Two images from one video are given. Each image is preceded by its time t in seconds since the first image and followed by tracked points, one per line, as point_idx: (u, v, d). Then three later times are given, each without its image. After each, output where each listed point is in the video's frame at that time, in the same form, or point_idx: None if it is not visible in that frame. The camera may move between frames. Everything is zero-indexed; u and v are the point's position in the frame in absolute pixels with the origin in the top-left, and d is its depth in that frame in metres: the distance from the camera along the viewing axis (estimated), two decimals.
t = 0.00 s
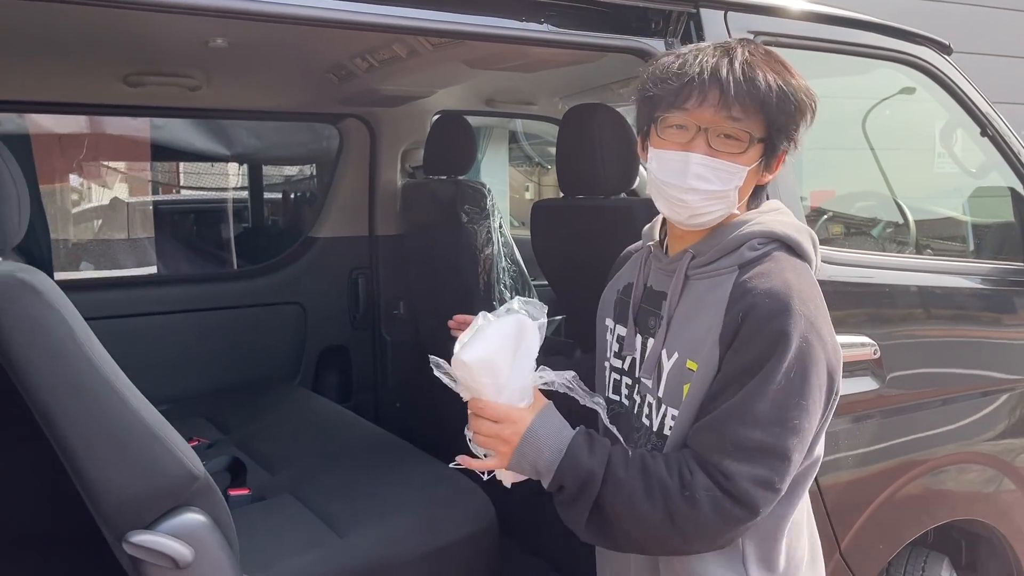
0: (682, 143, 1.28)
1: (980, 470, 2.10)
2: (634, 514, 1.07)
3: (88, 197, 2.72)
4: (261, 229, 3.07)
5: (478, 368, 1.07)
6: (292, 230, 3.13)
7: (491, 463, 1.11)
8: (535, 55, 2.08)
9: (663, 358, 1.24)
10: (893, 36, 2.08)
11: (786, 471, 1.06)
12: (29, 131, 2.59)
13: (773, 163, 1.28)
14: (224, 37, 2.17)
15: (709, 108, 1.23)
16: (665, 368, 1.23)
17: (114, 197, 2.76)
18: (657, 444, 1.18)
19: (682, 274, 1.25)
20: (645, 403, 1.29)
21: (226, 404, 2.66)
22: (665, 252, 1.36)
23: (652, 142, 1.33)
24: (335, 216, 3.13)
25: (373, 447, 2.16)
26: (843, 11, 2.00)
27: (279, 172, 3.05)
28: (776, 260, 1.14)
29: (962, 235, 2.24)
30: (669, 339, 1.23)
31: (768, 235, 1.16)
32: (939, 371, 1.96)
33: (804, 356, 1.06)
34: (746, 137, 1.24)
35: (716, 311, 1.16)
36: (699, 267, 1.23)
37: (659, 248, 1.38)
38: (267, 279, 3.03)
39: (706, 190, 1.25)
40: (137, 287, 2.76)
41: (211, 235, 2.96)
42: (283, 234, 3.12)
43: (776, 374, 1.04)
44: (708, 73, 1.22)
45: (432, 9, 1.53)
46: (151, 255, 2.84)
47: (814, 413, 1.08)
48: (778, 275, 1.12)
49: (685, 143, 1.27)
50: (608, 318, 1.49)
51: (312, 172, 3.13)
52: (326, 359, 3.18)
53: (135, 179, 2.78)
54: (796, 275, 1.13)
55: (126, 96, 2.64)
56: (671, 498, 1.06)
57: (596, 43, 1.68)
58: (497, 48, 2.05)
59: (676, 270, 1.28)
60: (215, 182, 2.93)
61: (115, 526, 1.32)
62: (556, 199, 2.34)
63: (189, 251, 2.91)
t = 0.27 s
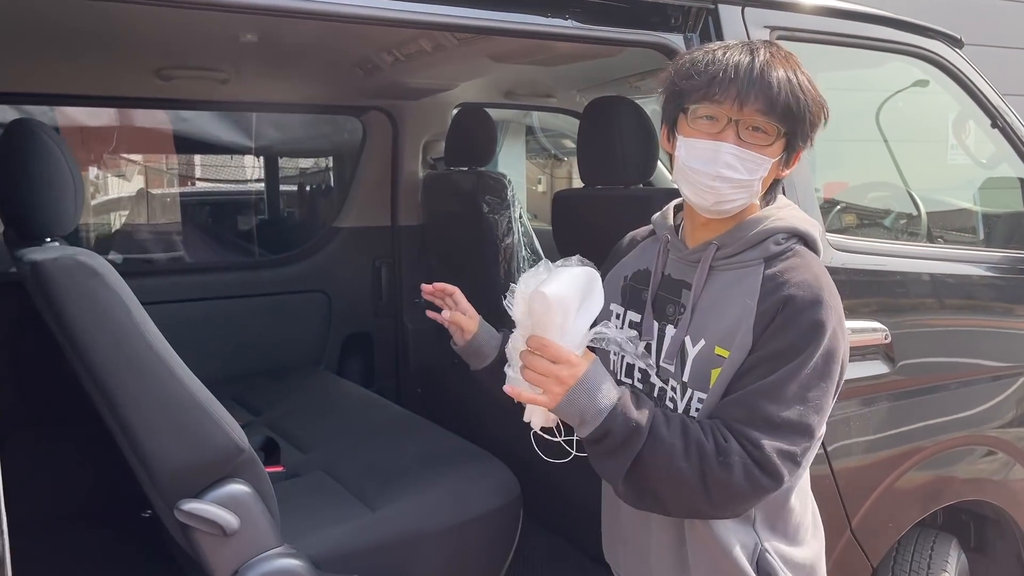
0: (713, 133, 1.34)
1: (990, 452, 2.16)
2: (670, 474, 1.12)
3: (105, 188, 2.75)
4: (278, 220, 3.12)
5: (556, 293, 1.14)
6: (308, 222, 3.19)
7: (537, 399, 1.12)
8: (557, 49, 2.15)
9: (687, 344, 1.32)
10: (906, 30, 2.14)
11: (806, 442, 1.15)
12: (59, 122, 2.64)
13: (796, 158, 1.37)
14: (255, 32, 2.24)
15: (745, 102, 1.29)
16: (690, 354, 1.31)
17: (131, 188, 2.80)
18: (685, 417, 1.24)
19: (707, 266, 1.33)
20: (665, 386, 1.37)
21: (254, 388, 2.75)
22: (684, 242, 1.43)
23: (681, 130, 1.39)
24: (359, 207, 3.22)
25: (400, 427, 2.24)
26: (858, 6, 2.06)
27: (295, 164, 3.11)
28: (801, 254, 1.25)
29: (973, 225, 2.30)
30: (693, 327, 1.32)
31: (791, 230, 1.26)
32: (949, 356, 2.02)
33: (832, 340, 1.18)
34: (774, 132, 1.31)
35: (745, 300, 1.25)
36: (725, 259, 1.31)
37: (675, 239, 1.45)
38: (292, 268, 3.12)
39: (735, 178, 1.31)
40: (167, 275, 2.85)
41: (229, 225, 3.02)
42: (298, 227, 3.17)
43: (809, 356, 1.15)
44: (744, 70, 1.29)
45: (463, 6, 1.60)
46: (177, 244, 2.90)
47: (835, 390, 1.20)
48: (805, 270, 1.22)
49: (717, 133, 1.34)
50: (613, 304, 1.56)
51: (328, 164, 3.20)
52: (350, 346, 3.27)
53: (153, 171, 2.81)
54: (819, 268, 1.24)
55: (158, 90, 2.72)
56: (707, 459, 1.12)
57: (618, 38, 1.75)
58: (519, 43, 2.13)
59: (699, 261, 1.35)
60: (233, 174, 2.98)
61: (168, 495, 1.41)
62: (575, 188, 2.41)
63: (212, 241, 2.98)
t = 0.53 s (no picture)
0: (690, 124, 1.40)
1: (999, 446, 2.18)
2: (677, 471, 1.15)
3: (119, 181, 2.80)
4: (291, 214, 3.17)
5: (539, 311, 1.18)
6: (321, 216, 3.24)
7: (541, 415, 1.12)
8: (568, 46, 2.18)
9: (695, 334, 1.34)
10: (915, 28, 2.16)
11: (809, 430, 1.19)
12: (77, 118, 2.69)
13: (783, 139, 1.33)
14: (272, 31, 2.28)
15: (711, 89, 1.34)
16: (698, 343, 1.33)
17: (146, 182, 2.84)
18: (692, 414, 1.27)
19: (717, 256, 1.34)
20: (673, 375, 1.39)
21: (270, 380, 2.80)
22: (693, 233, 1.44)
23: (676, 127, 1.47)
24: (372, 202, 3.26)
25: (415, 418, 2.29)
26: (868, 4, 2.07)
27: (306, 159, 3.15)
28: (810, 248, 1.28)
29: (983, 220, 2.31)
30: (702, 317, 1.34)
31: (800, 223, 1.30)
32: (958, 351, 2.04)
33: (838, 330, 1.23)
34: (744, 113, 1.32)
35: (755, 290, 1.27)
36: (735, 250, 1.33)
37: (684, 230, 1.46)
38: (307, 262, 3.16)
39: (699, 162, 1.35)
40: (184, 270, 2.89)
41: (242, 219, 3.07)
42: (310, 221, 3.22)
43: (817, 346, 1.19)
44: (715, 59, 1.34)
45: (476, 7, 1.63)
46: (191, 237, 2.95)
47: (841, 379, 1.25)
48: (813, 262, 1.26)
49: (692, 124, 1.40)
50: (620, 292, 1.56)
51: (340, 158, 3.24)
52: (364, 339, 3.31)
53: (166, 166, 2.86)
54: (825, 260, 1.28)
55: (176, 87, 2.77)
56: (713, 453, 1.15)
57: (629, 37, 1.78)
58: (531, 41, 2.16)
59: (710, 252, 1.37)
60: (245, 168, 3.02)
61: (192, 485, 1.46)
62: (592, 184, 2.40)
63: (227, 235, 3.04)
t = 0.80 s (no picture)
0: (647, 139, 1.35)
1: (1003, 445, 2.16)
2: (765, 549, 1.09)
3: (128, 177, 2.78)
4: (297, 210, 3.16)
5: (608, 431, 1.11)
6: (328, 211, 3.24)
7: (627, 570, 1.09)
8: (570, 43, 2.18)
9: (690, 332, 1.27)
10: (918, 24, 2.15)
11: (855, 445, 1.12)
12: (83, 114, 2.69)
13: (730, 129, 1.22)
14: (275, 27, 2.28)
15: (644, 102, 1.28)
16: (692, 340, 1.26)
17: (154, 178, 2.83)
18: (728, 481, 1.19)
19: (709, 251, 1.26)
20: (669, 375, 1.31)
21: (272, 376, 2.81)
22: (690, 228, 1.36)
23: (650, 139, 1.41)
24: (376, 198, 3.27)
25: (417, 414, 2.29)
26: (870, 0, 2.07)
27: (313, 154, 3.15)
28: (804, 241, 1.19)
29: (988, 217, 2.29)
30: (697, 313, 1.26)
31: (794, 215, 1.21)
32: (962, 349, 2.03)
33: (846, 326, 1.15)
34: (678, 115, 1.25)
35: (753, 290, 1.18)
36: (728, 244, 1.25)
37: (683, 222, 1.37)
38: (311, 258, 3.17)
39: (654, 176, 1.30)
40: (190, 265, 2.91)
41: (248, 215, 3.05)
42: (318, 216, 3.22)
43: (828, 352, 1.11)
44: (645, 69, 1.28)
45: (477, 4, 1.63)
46: (198, 233, 2.95)
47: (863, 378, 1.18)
48: (808, 257, 1.17)
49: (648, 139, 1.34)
50: (626, 292, 1.49)
51: (347, 154, 3.24)
52: (367, 335, 3.32)
53: (175, 162, 2.85)
54: (824, 255, 1.19)
55: (180, 83, 2.77)
56: (790, 515, 1.09)
57: (630, 34, 1.77)
58: (533, 38, 2.16)
59: (704, 246, 1.29)
60: (252, 164, 3.00)
61: (190, 478, 1.47)
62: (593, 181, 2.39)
63: (233, 230, 3.03)
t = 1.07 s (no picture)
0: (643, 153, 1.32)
1: (1009, 442, 2.14)
2: None
3: (137, 172, 2.78)
4: (304, 205, 3.16)
5: (648, 526, 1.03)
6: (334, 206, 3.23)
7: None
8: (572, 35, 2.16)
9: (716, 339, 1.22)
10: (923, 16, 2.12)
11: (902, 464, 1.02)
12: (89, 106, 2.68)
13: (709, 136, 1.16)
14: (276, 19, 2.28)
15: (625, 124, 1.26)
16: (718, 348, 1.22)
17: (161, 172, 2.82)
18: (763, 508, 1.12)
19: (734, 253, 1.21)
20: (696, 384, 1.28)
21: (276, 369, 2.81)
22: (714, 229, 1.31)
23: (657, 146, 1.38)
24: (379, 192, 3.26)
25: (419, 408, 2.29)
26: None
27: (320, 148, 3.14)
28: (835, 237, 1.12)
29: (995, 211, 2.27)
30: (723, 320, 1.21)
31: (823, 210, 1.14)
32: (967, 345, 2.01)
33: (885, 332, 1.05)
34: (655, 134, 1.21)
35: (778, 295, 1.13)
36: (752, 244, 1.20)
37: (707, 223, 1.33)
38: (315, 252, 3.16)
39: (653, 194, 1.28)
40: (194, 259, 2.91)
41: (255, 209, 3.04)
42: (325, 211, 3.21)
43: (858, 363, 1.02)
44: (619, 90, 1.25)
45: None
46: (203, 227, 2.94)
47: (909, 386, 1.07)
48: (839, 256, 1.09)
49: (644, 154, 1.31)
50: (653, 297, 1.46)
51: (354, 148, 3.23)
52: (371, 329, 3.31)
53: (183, 156, 2.84)
54: (859, 250, 1.12)
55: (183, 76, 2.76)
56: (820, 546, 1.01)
57: (632, 25, 1.76)
58: (534, 30, 2.15)
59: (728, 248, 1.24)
60: (260, 159, 2.99)
61: (187, 470, 1.47)
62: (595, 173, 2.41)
63: (238, 225, 3.01)
